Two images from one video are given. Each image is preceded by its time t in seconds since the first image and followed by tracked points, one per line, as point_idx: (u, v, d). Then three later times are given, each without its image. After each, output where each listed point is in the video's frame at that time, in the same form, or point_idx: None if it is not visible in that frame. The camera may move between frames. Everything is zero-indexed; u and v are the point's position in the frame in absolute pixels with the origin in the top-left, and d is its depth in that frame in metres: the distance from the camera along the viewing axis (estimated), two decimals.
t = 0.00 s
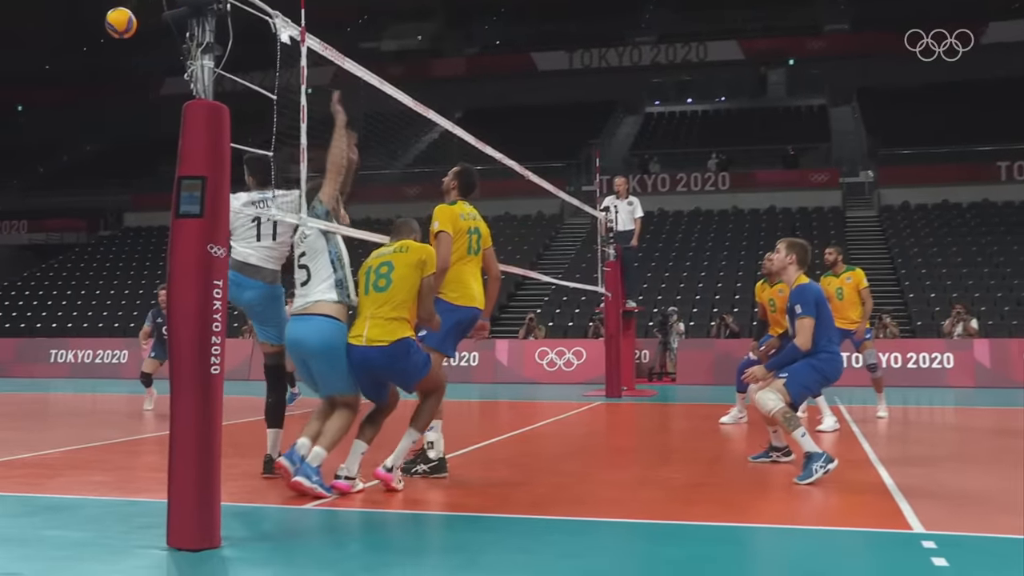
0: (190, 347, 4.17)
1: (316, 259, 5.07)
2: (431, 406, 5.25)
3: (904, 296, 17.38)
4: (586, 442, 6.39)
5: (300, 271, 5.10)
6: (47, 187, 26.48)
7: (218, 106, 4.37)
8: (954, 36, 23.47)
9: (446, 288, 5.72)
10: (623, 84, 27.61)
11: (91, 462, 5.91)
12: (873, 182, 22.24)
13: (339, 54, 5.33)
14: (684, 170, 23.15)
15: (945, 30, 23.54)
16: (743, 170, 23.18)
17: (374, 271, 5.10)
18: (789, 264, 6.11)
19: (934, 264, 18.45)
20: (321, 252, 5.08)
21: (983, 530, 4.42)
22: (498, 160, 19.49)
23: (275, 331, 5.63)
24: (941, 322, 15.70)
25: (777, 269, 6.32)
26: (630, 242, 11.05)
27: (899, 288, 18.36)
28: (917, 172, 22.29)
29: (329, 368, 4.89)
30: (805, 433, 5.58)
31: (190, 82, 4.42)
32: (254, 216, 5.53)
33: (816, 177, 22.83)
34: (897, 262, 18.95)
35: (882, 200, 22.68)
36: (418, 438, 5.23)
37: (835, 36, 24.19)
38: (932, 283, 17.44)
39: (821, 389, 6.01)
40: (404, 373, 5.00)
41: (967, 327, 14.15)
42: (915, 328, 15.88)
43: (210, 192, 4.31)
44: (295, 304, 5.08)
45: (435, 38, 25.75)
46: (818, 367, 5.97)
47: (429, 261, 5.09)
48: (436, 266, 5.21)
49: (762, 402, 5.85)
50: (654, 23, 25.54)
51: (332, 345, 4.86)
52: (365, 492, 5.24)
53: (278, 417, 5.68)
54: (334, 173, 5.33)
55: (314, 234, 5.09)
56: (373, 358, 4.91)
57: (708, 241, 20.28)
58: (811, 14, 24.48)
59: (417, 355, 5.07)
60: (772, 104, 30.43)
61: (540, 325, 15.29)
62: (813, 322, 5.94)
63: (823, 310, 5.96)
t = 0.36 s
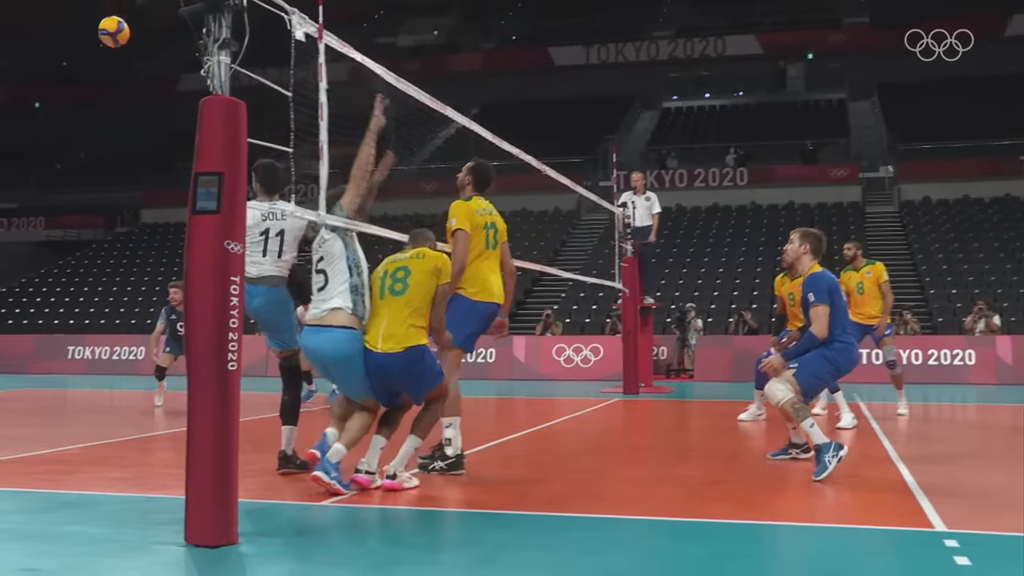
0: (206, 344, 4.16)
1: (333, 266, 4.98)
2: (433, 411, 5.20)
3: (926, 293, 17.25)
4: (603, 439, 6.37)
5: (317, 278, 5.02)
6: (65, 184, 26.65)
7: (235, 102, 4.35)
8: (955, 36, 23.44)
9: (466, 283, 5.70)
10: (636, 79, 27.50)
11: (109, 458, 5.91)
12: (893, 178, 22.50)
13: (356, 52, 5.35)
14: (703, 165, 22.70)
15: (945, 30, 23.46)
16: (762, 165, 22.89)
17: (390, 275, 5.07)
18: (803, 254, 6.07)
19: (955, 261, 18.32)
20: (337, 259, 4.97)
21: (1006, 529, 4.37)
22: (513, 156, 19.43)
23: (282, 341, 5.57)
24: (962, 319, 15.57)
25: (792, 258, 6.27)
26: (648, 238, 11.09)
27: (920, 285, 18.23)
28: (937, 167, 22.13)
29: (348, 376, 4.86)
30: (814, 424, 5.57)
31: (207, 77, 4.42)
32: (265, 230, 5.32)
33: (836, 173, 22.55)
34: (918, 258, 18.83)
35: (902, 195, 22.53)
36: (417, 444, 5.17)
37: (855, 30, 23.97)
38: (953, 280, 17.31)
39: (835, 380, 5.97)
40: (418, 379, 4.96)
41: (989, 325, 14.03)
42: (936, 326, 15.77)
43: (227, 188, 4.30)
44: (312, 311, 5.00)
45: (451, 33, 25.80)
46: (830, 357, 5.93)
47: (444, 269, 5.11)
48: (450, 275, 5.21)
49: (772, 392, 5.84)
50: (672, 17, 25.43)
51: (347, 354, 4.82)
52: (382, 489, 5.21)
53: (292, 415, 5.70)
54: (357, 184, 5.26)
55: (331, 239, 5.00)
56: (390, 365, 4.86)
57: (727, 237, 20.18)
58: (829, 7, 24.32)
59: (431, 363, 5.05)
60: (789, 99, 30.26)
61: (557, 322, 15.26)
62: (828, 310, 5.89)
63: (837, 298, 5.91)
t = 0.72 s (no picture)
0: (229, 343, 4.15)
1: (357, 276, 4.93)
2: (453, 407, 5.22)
3: (954, 291, 17.10)
4: (627, 439, 6.33)
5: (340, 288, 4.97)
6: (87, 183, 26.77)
7: (256, 101, 4.34)
8: (955, 36, 23.43)
9: (490, 281, 5.66)
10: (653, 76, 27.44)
11: (133, 457, 5.92)
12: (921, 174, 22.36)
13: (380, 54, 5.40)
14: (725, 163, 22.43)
15: (945, 30, 23.55)
16: (788, 162, 22.57)
17: (412, 279, 5.09)
18: (822, 247, 6.03)
19: (984, 259, 18.17)
20: (362, 267, 4.93)
21: None
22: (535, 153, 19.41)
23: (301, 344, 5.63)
24: (990, 319, 15.43)
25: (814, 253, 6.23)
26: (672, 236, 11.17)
27: (948, 284, 18.08)
28: (964, 163, 21.90)
29: (367, 389, 4.81)
30: (829, 418, 5.56)
31: (229, 76, 4.42)
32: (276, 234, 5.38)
33: (860, 170, 22.32)
34: (945, 257, 18.66)
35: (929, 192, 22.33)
36: (447, 436, 5.15)
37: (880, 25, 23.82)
38: (982, 278, 17.16)
39: (856, 372, 5.89)
40: (445, 381, 4.96)
41: (1019, 323, 13.88)
42: (964, 325, 15.64)
43: (249, 186, 4.29)
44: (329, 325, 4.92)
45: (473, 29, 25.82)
46: (849, 348, 5.86)
47: (467, 276, 5.15)
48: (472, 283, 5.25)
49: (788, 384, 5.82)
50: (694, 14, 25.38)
51: (367, 369, 4.78)
52: (406, 489, 5.19)
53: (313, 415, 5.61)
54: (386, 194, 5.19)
55: (357, 248, 4.96)
56: (417, 366, 4.85)
57: (751, 233, 20.10)
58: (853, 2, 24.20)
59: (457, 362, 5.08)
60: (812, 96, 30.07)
61: (579, 321, 15.24)
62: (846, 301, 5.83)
63: (855, 288, 5.85)
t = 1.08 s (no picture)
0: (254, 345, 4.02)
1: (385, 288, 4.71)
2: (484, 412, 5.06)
3: (1005, 291, 16.66)
4: (663, 443, 6.16)
5: (369, 299, 4.77)
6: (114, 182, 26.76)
7: (283, 95, 4.21)
8: (955, 36, 23.76)
9: (524, 281, 5.54)
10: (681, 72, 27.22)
11: (156, 462, 5.80)
12: (969, 168, 21.73)
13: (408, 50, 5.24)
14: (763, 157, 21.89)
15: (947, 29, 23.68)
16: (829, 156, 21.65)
17: (443, 281, 4.93)
18: (857, 241, 5.82)
19: None
20: (392, 277, 4.71)
21: None
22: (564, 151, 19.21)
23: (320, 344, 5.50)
24: None
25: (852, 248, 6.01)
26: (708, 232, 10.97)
27: (999, 283, 17.65)
28: (1012, 158, 21.33)
29: (393, 403, 4.65)
30: (854, 425, 5.37)
31: (256, 71, 4.30)
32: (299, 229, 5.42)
33: (905, 164, 21.30)
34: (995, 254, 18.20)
35: (977, 187, 21.78)
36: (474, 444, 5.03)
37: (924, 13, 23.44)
38: None
39: (898, 368, 5.65)
40: (482, 381, 4.85)
41: None
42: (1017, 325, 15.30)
43: (276, 184, 4.15)
44: (354, 338, 4.76)
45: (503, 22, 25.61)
46: (888, 343, 5.64)
47: (497, 279, 5.04)
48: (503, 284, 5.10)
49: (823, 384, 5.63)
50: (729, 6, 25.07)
51: (391, 387, 4.60)
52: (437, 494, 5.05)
53: (337, 419, 5.42)
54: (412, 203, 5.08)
55: (387, 258, 4.76)
56: (453, 365, 4.74)
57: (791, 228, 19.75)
58: None
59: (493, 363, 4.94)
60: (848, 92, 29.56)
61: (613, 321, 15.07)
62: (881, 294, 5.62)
63: (890, 281, 5.64)
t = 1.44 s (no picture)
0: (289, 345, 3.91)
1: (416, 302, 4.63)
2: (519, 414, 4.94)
3: None
4: (706, 447, 6.01)
5: (400, 314, 4.69)
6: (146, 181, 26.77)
7: (317, 90, 4.09)
8: (955, 37, 24.17)
9: (566, 281, 5.40)
10: (719, 63, 26.84)
11: (189, 464, 5.71)
12: None
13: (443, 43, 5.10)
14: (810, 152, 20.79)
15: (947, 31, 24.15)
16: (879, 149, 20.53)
17: (483, 280, 4.81)
18: (901, 241, 5.57)
19: None
20: (425, 288, 4.61)
21: None
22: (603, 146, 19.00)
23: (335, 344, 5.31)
24: None
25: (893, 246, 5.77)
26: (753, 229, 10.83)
27: None
28: None
29: (431, 415, 4.60)
30: (877, 436, 5.20)
31: (290, 66, 4.20)
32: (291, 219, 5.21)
33: (960, 158, 20.27)
34: None
35: None
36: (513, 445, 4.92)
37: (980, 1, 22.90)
38: None
39: (949, 369, 5.46)
40: (523, 382, 4.72)
41: None
42: None
43: (311, 182, 4.04)
44: (386, 356, 4.66)
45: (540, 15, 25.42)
46: (938, 346, 5.44)
47: (535, 283, 4.91)
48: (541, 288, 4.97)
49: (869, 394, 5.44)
50: None
51: (427, 402, 4.53)
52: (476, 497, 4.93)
53: (366, 420, 5.26)
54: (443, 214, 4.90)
55: (418, 269, 4.66)
56: (492, 364, 4.60)
57: (839, 223, 19.25)
58: None
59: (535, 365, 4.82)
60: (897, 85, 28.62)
61: (653, 321, 14.94)
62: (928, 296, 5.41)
63: (936, 282, 5.43)
